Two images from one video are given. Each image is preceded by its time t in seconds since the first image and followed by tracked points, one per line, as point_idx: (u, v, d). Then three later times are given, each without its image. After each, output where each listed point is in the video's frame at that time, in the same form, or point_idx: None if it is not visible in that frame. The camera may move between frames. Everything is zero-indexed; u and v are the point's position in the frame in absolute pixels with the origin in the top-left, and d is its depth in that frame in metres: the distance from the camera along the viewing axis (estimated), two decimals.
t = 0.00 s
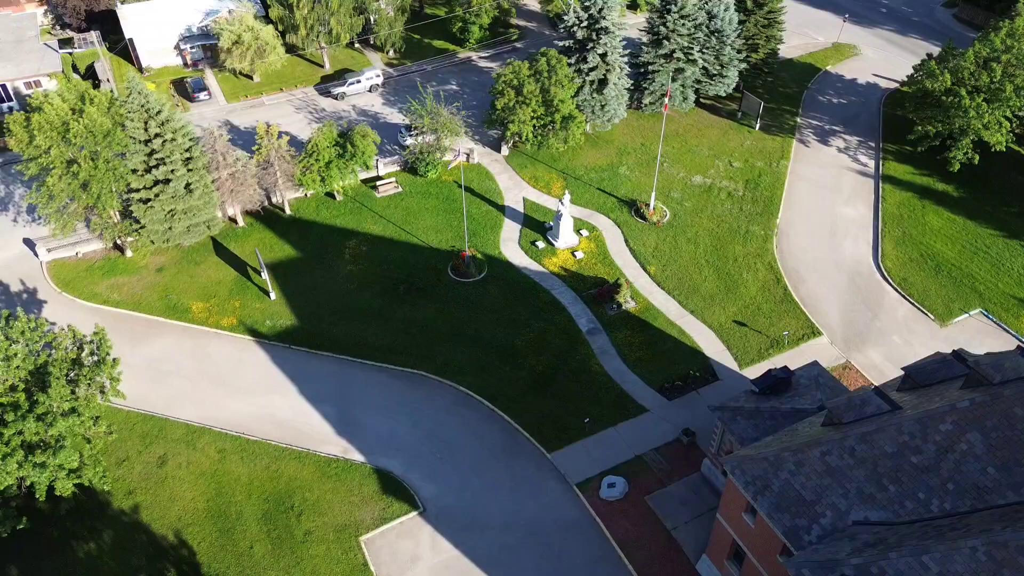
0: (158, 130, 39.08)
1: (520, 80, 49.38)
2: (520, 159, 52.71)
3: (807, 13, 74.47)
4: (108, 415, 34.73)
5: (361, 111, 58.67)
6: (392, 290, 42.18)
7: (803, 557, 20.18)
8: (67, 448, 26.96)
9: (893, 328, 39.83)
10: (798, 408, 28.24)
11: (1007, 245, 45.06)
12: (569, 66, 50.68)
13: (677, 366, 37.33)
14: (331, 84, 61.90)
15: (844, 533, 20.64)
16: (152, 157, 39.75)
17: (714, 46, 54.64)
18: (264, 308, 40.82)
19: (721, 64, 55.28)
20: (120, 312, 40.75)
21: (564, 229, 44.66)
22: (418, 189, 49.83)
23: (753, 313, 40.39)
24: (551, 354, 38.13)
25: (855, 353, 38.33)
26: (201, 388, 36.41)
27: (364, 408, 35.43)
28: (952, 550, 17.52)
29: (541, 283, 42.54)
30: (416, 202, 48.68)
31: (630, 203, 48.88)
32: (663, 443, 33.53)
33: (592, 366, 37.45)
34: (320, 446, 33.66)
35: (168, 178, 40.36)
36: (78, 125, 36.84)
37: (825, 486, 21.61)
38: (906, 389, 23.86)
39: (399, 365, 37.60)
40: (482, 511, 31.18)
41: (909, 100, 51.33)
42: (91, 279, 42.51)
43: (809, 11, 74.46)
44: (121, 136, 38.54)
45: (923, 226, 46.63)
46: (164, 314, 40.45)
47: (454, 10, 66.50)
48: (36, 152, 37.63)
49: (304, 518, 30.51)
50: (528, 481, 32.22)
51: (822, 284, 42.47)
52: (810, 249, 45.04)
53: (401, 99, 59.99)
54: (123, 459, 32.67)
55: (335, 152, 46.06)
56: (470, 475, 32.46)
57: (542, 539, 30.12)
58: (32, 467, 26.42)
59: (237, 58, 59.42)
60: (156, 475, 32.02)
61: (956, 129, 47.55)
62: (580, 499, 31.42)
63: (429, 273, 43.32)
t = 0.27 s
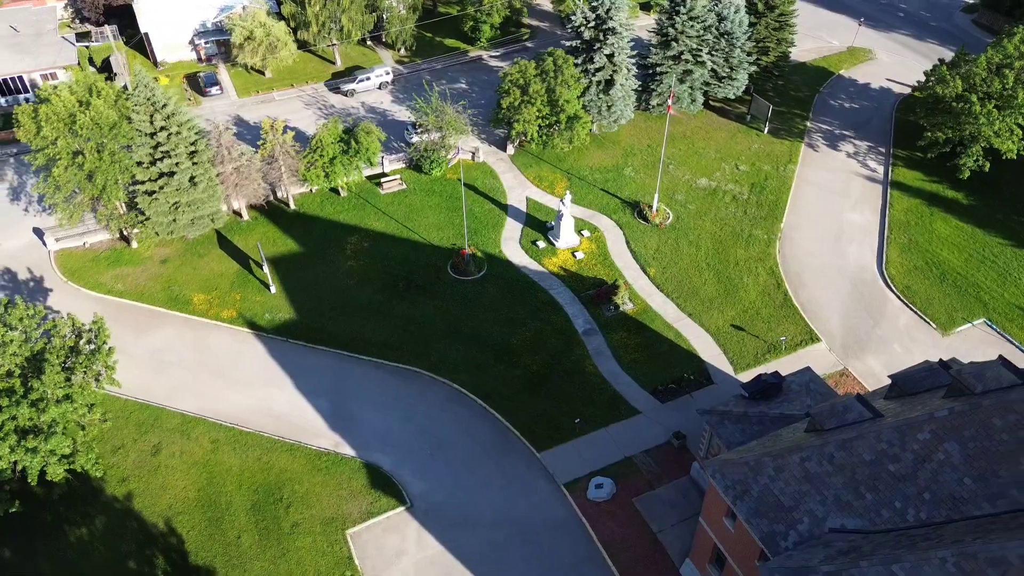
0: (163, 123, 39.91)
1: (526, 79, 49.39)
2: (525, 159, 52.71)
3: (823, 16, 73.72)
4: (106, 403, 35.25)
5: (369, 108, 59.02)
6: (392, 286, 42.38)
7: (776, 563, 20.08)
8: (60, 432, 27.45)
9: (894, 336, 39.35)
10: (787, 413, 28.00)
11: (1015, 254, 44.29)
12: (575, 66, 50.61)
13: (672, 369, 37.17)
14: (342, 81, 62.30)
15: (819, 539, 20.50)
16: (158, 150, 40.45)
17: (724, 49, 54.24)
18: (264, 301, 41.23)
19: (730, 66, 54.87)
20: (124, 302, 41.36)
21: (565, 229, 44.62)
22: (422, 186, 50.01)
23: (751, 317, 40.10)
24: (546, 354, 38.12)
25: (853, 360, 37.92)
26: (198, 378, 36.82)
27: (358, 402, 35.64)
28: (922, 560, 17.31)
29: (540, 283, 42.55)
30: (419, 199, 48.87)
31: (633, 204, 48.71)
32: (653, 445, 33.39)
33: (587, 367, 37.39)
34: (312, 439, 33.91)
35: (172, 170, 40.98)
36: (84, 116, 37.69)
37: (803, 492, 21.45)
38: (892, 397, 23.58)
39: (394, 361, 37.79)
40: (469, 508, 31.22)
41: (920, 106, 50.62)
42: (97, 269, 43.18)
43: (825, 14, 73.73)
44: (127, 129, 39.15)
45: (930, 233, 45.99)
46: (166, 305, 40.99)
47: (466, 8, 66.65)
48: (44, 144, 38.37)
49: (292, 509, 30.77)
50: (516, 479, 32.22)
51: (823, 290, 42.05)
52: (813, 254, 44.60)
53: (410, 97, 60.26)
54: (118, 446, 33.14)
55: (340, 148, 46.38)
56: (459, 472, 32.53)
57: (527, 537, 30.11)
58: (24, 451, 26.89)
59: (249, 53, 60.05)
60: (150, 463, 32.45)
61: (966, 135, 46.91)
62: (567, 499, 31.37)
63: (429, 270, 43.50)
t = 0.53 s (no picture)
0: (169, 116, 40.49)
1: (532, 78, 49.41)
2: (530, 158, 52.69)
3: (839, 19, 72.95)
4: (104, 390, 35.81)
5: (378, 105, 59.34)
6: (390, 282, 42.59)
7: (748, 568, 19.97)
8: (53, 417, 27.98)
9: (893, 343, 38.93)
10: (774, 418, 27.79)
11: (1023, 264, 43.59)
12: (582, 66, 50.56)
13: (666, 371, 37.04)
14: (352, 77, 62.68)
15: (793, 545, 20.35)
16: (163, 142, 41.06)
17: (733, 51, 53.85)
18: (264, 294, 41.63)
19: (740, 69, 54.30)
20: (127, 292, 41.97)
21: (566, 229, 44.58)
22: (426, 183, 50.17)
23: (749, 321, 39.84)
24: (540, 353, 38.12)
25: (850, 367, 37.58)
26: (195, 369, 37.29)
27: (351, 397, 35.90)
28: (889, 568, 17.13)
29: (538, 282, 42.57)
30: (423, 196, 49.04)
31: (636, 205, 48.53)
32: (643, 447, 33.31)
33: (581, 367, 37.34)
34: (304, 432, 34.23)
35: (177, 162, 41.56)
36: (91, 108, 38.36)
37: (780, 497, 21.12)
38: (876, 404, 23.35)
39: (389, 356, 38.00)
40: (456, 505, 31.37)
41: (930, 111, 49.97)
42: (102, 259, 43.84)
43: (841, 18, 72.96)
44: (134, 120, 39.87)
45: (936, 240, 45.39)
46: (168, 295, 41.51)
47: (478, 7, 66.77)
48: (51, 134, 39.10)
49: (281, 501, 31.11)
50: (504, 477, 32.31)
51: (824, 296, 41.68)
52: (815, 260, 44.20)
53: (418, 95, 60.50)
54: (114, 433, 33.68)
55: (344, 143, 46.70)
56: (447, 469, 32.68)
57: (512, 536, 30.21)
58: (17, 436, 27.61)
59: (261, 49, 60.63)
60: (144, 451, 32.94)
61: (976, 142, 46.30)
62: (554, 498, 31.41)
63: (428, 267, 43.67)
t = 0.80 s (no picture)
0: (175, 109, 41.04)
1: (538, 77, 49.44)
2: (536, 157, 52.66)
3: (855, 23, 72.11)
4: (104, 378, 36.39)
5: (387, 102, 59.67)
6: (390, 278, 42.85)
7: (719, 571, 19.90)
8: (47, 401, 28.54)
9: (893, 352, 38.52)
10: (760, 422, 27.61)
11: None
12: (589, 66, 50.51)
13: (660, 373, 36.94)
14: (363, 74, 63.05)
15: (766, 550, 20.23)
16: (169, 135, 41.65)
17: (743, 53, 53.48)
18: (265, 287, 42.07)
19: (749, 71, 54.00)
20: (132, 281, 42.63)
21: (567, 229, 44.55)
22: (431, 180, 50.36)
23: (747, 325, 39.59)
24: (535, 352, 38.16)
25: (847, 374, 37.24)
26: (194, 359, 37.78)
27: (345, 391, 36.20)
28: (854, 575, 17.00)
29: (537, 281, 42.61)
30: (426, 193, 49.23)
31: (640, 207, 48.35)
32: (633, 448, 33.26)
33: (575, 367, 37.33)
34: (297, 424, 34.57)
35: (183, 155, 42.11)
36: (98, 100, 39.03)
37: (756, 502, 21.07)
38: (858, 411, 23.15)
39: (385, 351, 38.25)
40: (443, 500, 31.53)
41: (942, 117, 49.29)
42: (109, 249, 44.55)
43: (858, 21, 72.13)
44: (140, 113, 40.89)
45: (942, 248, 44.78)
46: (171, 286, 42.11)
47: (491, 6, 66.86)
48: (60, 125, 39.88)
49: (270, 492, 31.44)
50: (493, 475, 32.42)
51: (825, 301, 41.31)
52: (818, 265, 43.80)
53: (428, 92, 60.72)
54: (111, 420, 34.25)
55: (349, 139, 47.03)
56: (436, 465, 32.84)
57: (497, 533, 30.32)
58: (11, 419, 28.15)
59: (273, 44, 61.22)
60: (139, 438, 33.45)
61: (986, 149, 45.66)
62: (541, 497, 31.47)
63: (428, 264, 43.87)
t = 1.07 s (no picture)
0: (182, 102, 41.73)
1: (544, 77, 49.48)
2: (541, 157, 52.66)
3: (872, 27, 71.28)
4: (104, 366, 37.01)
5: (397, 99, 60.00)
6: (390, 274, 43.12)
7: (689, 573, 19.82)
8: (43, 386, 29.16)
9: (892, 360, 38.10)
10: (746, 426, 27.46)
11: None
12: (595, 67, 50.50)
13: (653, 375, 36.86)
14: (373, 71, 63.42)
15: (738, 554, 20.09)
16: (176, 128, 42.31)
17: (752, 56, 53.08)
18: (266, 280, 42.52)
19: (759, 74, 53.59)
20: (136, 272, 43.23)
21: (567, 228, 44.53)
22: (435, 178, 50.55)
23: (745, 329, 39.37)
24: (530, 351, 38.21)
25: (844, 381, 36.92)
26: (194, 349, 38.29)
27: (339, 384, 36.52)
28: None
29: (536, 281, 42.65)
30: (430, 191, 49.43)
31: (643, 208, 48.18)
32: (622, 449, 33.24)
33: (569, 367, 37.34)
34: (290, 416, 34.93)
35: (189, 148, 42.76)
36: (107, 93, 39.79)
37: (731, 505, 20.86)
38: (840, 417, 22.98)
39: (381, 347, 38.51)
40: (430, 496, 31.69)
41: (953, 123, 48.62)
42: (116, 239, 45.24)
43: (874, 26, 71.34)
44: (147, 105, 41.83)
45: (948, 257, 44.16)
46: (175, 277, 42.67)
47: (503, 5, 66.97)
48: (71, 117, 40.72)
49: (260, 482, 31.83)
50: (481, 472, 32.53)
51: (825, 308, 40.95)
52: (820, 271, 43.39)
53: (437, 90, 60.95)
54: (109, 407, 34.82)
55: (354, 136, 47.38)
56: (426, 460, 33.05)
57: (482, 530, 30.44)
58: (8, 402, 28.79)
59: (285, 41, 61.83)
60: (135, 426, 33.97)
61: (997, 157, 45.00)
62: (528, 495, 31.54)
63: (429, 261, 44.08)
